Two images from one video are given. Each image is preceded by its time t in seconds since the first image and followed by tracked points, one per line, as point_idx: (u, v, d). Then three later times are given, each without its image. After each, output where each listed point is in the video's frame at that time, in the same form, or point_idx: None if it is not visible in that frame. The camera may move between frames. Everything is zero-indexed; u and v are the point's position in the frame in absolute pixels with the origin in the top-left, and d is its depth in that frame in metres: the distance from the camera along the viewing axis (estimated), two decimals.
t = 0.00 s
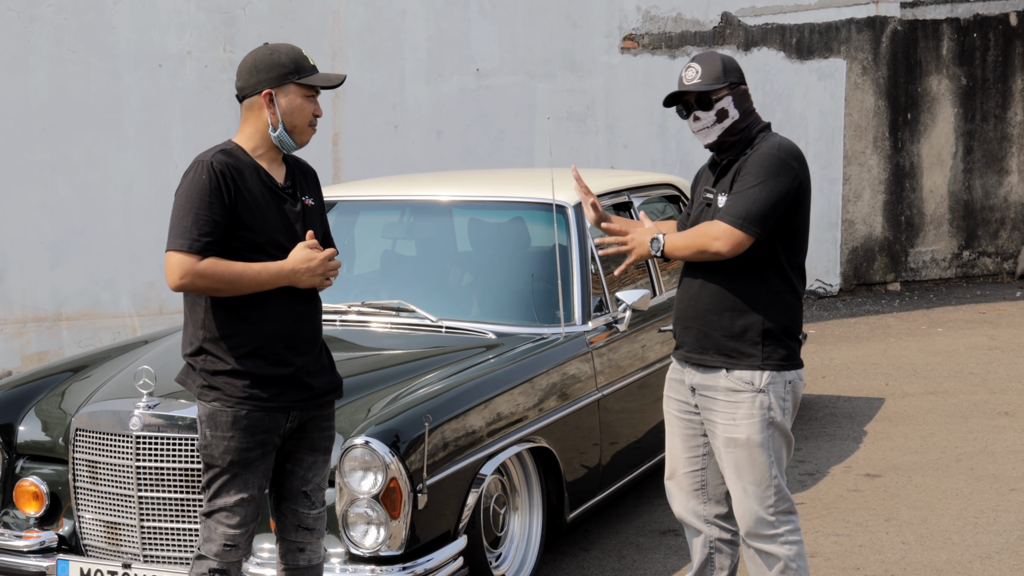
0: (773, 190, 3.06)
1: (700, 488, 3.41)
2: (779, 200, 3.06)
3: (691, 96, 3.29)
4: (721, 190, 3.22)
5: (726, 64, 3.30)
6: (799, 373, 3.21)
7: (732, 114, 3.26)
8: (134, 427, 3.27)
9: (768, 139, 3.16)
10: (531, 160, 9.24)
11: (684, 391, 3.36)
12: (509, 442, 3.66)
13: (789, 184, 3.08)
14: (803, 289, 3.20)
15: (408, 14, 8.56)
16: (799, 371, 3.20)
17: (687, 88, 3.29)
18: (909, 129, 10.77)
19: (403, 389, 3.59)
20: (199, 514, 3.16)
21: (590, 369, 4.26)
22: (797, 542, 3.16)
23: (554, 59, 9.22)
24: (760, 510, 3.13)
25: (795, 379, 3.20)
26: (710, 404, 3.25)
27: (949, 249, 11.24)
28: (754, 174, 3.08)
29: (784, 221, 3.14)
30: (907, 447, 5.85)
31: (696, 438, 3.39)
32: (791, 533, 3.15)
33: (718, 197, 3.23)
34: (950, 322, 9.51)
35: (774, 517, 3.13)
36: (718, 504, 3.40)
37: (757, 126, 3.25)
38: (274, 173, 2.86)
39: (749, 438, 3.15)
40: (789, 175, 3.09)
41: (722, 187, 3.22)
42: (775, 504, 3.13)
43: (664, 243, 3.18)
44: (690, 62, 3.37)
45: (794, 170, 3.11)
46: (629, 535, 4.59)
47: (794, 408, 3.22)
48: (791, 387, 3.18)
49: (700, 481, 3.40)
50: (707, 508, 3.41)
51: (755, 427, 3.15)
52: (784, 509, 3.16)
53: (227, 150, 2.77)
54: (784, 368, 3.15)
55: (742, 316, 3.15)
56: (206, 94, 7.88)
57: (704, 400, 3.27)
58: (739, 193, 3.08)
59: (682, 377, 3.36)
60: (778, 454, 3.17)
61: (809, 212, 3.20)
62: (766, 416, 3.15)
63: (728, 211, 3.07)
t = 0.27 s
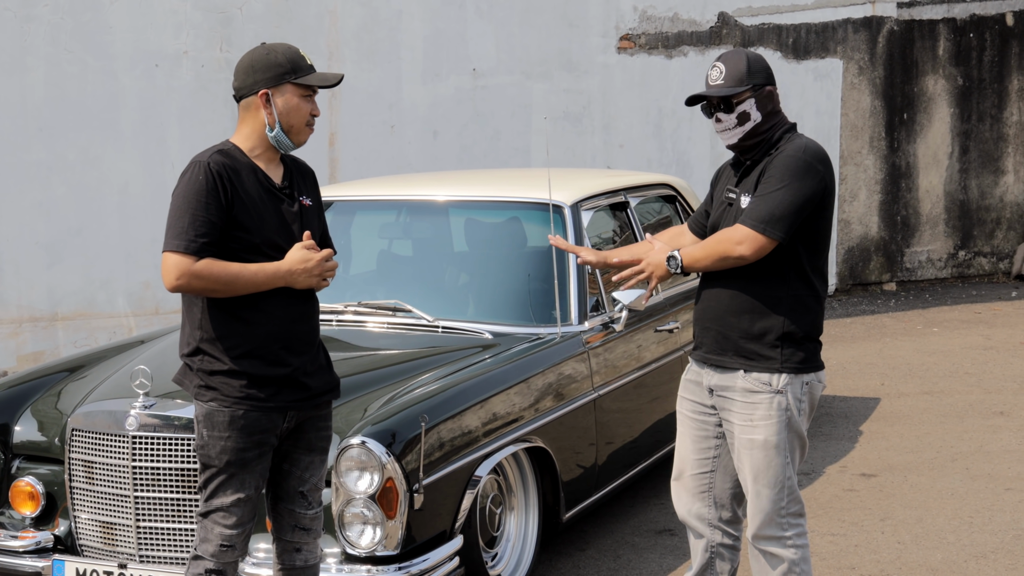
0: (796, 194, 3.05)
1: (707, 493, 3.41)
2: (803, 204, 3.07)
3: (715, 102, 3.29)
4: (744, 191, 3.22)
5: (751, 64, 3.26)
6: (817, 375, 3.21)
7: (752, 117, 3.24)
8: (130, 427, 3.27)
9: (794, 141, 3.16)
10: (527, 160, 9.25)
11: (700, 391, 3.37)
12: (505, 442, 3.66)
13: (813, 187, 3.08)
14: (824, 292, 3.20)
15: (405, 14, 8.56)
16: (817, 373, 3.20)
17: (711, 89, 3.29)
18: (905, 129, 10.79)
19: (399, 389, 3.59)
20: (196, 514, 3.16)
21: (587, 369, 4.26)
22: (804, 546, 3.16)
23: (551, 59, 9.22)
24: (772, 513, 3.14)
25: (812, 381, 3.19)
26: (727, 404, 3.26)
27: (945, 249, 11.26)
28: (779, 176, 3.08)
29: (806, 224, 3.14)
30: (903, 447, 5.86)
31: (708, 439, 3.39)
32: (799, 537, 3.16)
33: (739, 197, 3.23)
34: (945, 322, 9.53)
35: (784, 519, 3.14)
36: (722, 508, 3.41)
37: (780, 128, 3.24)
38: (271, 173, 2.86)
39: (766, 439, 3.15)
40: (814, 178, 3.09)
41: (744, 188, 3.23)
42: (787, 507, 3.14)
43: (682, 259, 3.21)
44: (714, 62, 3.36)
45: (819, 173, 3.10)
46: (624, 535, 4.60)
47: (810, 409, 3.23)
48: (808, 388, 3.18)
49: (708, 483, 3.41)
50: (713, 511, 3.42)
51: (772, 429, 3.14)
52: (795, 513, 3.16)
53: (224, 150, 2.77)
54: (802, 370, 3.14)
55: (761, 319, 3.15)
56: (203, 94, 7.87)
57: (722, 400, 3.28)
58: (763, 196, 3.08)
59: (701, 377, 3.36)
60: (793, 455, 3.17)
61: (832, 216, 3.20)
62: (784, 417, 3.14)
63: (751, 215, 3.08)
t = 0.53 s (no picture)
0: (796, 203, 3.05)
1: (711, 494, 3.42)
2: (804, 212, 3.06)
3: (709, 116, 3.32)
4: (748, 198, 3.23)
5: (733, 74, 3.24)
6: (818, 380, 3.21)
7: (736, 130, 3.26)
8: (124, 428, 3.26)
9: (797, 145, 3.15)
10: (520, 161, 9.25)
11: (705, 393, 3.39)
12: (498, 443, 3.66)
13: (813, 195, 3.07)
14: (829, 296, 3.18)
15: (398, 14, 8.56)
16: (817, 379, 3.21)
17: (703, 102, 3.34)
18: (897, 130, 10.83)
19: (392, 390, 3.59)
20: (190, 515, 3.16)
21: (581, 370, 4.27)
22: (800, 551, 3.17)
23: (543, 60, 9.23)
24: (768, 515, 3.15)
25: (812, 386, 3.20)
26: (727, 407, 3.29)
27: (936, 249, 11.29)
28: (779, 184, 3.08)
29: (810, 231, 3.13)
30: (895, 447, 5.88)
31: (713, 440, 3.40)
32: (794, 541, 3.17)
33: (745, 202, 3.25)
34: (937, 322, 9.57)
35: (781, 522, 3.15)
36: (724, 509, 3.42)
37: (781, 132, 3.21)
38: (265, 174, 2.86)
39: (762, 442, 3.17)
40: (814, 185, 3.07)
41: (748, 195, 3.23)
42: (784, 510, 3.15)
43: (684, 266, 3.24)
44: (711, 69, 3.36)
45: (819, 180, 3.08)
46: (618, 536, 4.60)
47: (810, 417, 3.24)
48: (808, 393, 3.19)
49: (711, 485, 3.42)
50: (716, 513, 3.43)
51: (768, 432, 3.17)
52: (792, 516, 3.17)
53: (217, 151, 2.77)
54: (800, 375, 3.16)
55: (761, 325, 3.16)
56: (195, 94, 7.85)
57: (722, 403, 3.31)
58: (763, 206, 3.08)
59: (703, 380, 3.40)
60: (791, 459, 3.19)
61: (840, 220, 3.18)
62: (780, 422, 3.16)
63: (751, 224, 3.09)
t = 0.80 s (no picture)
0: (781, 207, 3.05)
1: (704, 495, 3.43)
2: (790, 216, 3.06)
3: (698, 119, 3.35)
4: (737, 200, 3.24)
5: (722, 75, 3.26)
6: (809, 382, 3.21)
7: (725, 131, 3.27)
8: (119, 428, 3.26)
9: (783, 147, 3.14)
10: (514, 161, 9.26)
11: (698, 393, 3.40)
12: (493, 443, 3.67)
13: (799, 197, 3.07)
14: (818, 298, 3.18)
15: (392, 15, 8.56)
16: (807, 381, 3.21)
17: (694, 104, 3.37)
18: (890, 130, 10.86)
19: (388, 390, 3.60)
20: (186, 515, 3.16)
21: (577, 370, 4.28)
22: (792, 552, 3.18)
23: (537, 60, 9.23)
24: (757, 516, 3.16)
25: (802, 388, 3.20)
26: (717, 408, 3.30)
27: (930, 250, 11.33)
28: (764, 187, 3.08)
29: (798, 233, 3.13)
30: (890, 447, 5.89)
31: (706, 441, 3.42)
32: (786, 542, 3.17)
33: (734, 204, 3.25)
34: (931, 323, 9.59)
35: (772, 524, 3.16)
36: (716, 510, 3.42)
37: (769, 133, 3.21)
38: (262, 174, 2.86)
39: (750, 444, 3.18)
40: (800, 188, 3.07)
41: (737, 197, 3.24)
42: (774, 511, 3.16)
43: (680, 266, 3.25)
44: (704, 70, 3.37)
45: (805, 182, 3.08)
46: (613, 537, 4.61)
47: (800, 419, 3.24)
48: (797, 395, 3.19)
49: (702, 485, 3.43)
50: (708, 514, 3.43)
51: (756, 434, 3.17)
52: (783, 517, 3.18)
53: (214, 152, 2.77)
54: (790, 377, 3.16)
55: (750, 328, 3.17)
56: (189, 94, 7.84)
57: (712, 404, 3.31)
58: (749, 210, 3.09)
59: (695, 381, 3.41)
60: (781, 461, 3.19)
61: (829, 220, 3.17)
62: (769, 423, 3.17)
63: (739, 229, 3.09)
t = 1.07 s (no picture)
0: (754, 208, 3.05)
1: (692, 495, 3.43)
2: (764, 218, 3.06)
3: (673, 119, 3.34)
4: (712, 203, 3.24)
5: (697, 76, 3.25)
6: (791, 381, 3.22)
7: (700, 133, 3.27)
8: (115, 429, 3.25)
9: (756, 148, 3.14)
10: (509, 162, 9.26)
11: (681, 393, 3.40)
12: (489, 444, 3.67)
13: (773, 198, 3.07)
14: (798, 298, 3.19)
15: (386, 16, 8.56)
16: (790, 380, 3.21)
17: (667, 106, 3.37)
18: (884, 131, 10.88)
19: (383, 391, 3.60)
20: (182, 516, 3.15)
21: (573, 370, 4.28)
22: (783, 548, 3.19)
23: (532, 61, 9.24)
24: (745, 515, 3.17)
25: (785, 387, 3.21)
26: (700, 408, 3.30)
27: (924, 251, 11.36)
28: (738, 190, 3.08)
29: (773, 234, 3.13)
30: (885, 448, 5.90)
31: (690, 441, 3.41)
32: (776, 539, 3.18)
33: (710, 205, 3.25)
34: (925, 324, 9.61)
35: (759, 522, 3.17)
36: (706, 509, 3.43)
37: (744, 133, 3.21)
38: (259, 175, 2.86)
39: (734, 443, 3.19)
40: (772, 189, 3.07)
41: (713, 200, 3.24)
42: (761, 509, 3.17)
43: (652, 281, 3.23)
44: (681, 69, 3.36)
45: (777, 184, 3.08)
46: (609, 537, 4.61)
47: (784, 417, 3.24)
48: (780, 394, 3.20)
49: (690, 485, 3.42)
50: (698, 513, 3.43)
51: (740, 434, 3.18)
52: (771, 514, 3.19)
53: (211, 153, 2.77)
54: (773, 378, 3.16)
55: (730, 329, 3.18)
56: (183, 95, 7.83)
57: (696, 404, 3.31)
58: (722, 212, 3.09)
59: (678, 381, 3.41)
60: (766, 460, 3.19)
61: (804, 220, 3.18)
62: (752, 423, 3.17)
63: (713, 231, 3.10)
